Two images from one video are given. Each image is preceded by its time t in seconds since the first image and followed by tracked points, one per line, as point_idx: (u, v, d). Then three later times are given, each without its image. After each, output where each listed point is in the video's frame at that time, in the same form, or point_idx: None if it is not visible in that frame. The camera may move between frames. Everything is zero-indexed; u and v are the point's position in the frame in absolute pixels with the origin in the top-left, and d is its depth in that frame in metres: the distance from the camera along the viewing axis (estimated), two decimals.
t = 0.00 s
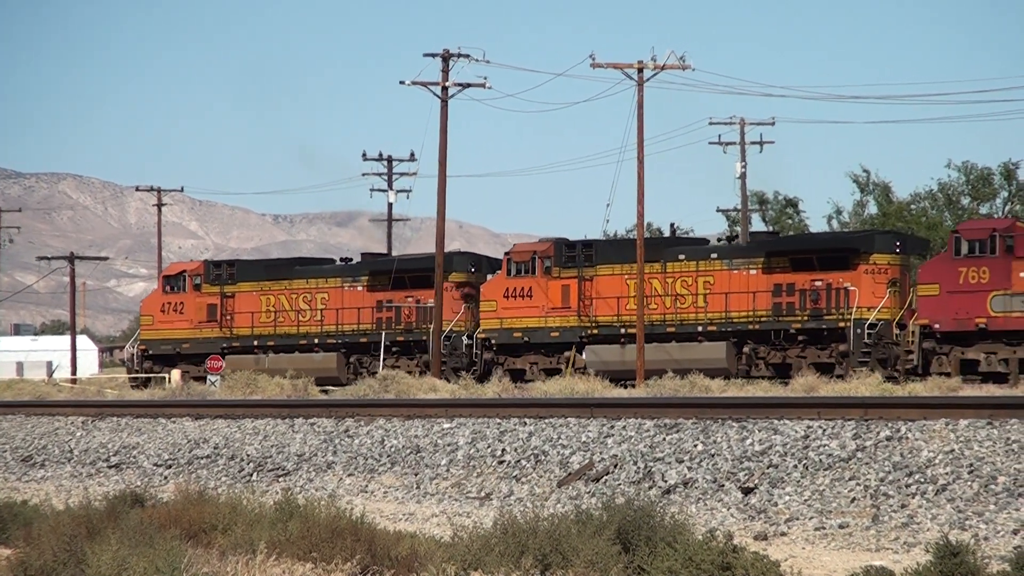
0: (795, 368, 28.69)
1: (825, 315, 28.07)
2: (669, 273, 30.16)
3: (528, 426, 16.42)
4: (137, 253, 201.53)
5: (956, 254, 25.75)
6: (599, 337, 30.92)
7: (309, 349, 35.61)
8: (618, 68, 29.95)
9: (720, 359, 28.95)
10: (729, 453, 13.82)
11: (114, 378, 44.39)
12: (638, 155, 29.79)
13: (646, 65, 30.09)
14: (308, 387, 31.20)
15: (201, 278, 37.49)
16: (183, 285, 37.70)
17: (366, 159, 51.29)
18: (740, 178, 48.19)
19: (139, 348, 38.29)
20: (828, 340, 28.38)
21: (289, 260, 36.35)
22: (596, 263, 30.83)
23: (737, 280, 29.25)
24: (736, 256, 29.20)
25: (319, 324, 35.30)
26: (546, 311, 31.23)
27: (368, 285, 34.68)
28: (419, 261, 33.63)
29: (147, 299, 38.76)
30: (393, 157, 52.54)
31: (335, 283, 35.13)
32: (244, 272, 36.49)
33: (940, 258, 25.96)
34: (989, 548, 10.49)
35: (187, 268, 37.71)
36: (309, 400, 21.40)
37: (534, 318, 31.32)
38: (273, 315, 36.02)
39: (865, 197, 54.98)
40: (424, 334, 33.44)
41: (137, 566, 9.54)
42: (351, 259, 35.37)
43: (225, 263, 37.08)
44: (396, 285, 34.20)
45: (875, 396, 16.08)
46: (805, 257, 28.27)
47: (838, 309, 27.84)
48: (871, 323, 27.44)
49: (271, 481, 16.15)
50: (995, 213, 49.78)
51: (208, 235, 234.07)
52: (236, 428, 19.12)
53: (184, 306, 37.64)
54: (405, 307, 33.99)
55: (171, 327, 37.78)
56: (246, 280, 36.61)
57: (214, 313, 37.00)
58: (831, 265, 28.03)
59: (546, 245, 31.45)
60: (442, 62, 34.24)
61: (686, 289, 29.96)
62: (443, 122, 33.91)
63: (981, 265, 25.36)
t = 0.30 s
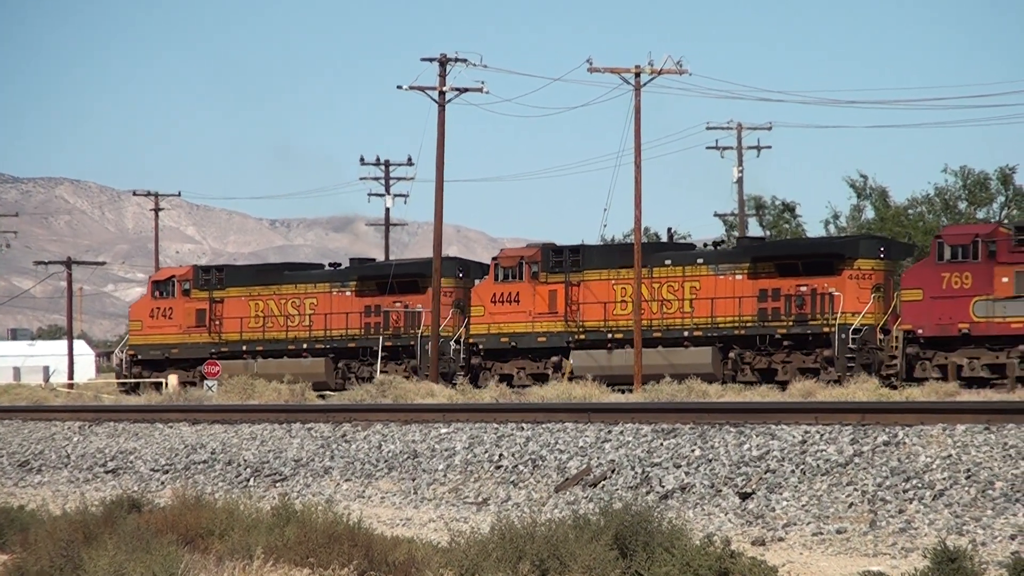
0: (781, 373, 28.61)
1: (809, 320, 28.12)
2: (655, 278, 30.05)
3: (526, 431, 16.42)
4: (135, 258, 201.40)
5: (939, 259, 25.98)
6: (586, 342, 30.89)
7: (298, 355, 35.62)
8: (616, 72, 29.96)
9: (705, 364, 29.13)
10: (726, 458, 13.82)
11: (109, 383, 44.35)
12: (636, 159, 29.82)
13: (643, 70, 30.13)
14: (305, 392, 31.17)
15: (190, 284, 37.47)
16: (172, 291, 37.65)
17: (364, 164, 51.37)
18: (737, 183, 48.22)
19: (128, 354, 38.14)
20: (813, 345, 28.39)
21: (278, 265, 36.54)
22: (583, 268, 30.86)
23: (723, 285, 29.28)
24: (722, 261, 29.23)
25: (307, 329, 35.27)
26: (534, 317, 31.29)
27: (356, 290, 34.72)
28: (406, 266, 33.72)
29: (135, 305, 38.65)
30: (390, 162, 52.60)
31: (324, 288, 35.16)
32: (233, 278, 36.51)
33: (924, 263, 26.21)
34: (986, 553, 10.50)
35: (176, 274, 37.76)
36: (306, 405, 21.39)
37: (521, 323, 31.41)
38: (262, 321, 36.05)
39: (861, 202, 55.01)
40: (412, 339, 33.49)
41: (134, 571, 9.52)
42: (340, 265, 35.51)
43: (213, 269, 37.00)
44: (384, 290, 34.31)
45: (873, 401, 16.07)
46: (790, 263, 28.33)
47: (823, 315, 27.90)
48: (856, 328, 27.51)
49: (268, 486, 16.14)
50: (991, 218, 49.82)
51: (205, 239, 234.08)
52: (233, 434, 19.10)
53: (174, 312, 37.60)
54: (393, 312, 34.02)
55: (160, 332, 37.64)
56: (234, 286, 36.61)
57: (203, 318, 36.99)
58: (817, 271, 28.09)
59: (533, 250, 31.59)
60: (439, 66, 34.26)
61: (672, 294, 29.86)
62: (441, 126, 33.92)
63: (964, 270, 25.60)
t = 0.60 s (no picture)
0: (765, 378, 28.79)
1: (794, 325, 28.31)
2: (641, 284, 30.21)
3: (522, 436, 16.41)
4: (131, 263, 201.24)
5: (922, 265, 26.05)
6: (573, 348, 31.00)
7: (286, 360, 35.76)
8: (612, 77, 30.02)
9: (691, 370, 29.22)
10: (723, 463, 13.83)
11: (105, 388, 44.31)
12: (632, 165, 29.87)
13: (640, 75, 30.17)
14: (303, 397, 31.14)
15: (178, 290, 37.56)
16: (160, 296, 37.74)
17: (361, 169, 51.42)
18: (734, 188, 48.29)
19: (117, 359, 38.26)
20: (798, 351, 28.51)
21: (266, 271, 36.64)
22: (569, 274, 30.98)
23: (708, 290, 29.41)
24: (707, 267, 29.38)
25: (296, 335, 35.43)
26: (520, 322, 31.49)
27: (344, 295, 34.80)
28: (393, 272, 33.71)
29: (124, 310, 38.73)
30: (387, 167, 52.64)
31: (312, 293, 35.26)
32: (221, 283, 36.69)
33: (907, 269, 26.31)
34: (983, 558, 10.51)
35: (164, 279, 37.76)
36: (302, 410, 21.38)
37: (508, 328, 31.62)
38: (251, 326, 36.20)
39: (858, 207, 55.05)
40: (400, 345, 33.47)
41: None
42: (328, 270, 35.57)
43: (202, 274, 37.18)
44: (372, 296, 34.29)
45: (871, 406, 16.08)
46: (775, 269, 28.50)
47: (807, 320, 28.10)
48: (840, 334, 27.75)
49: (265, 491, 16.14)
50: (989, 223, 49.87)
51: (202, 245, 234.02)
52: (230, 439, 19.09)
53: (162, 317, 37.68)
54: (381, 318, 34.05)
55: (149, 337, 37.76)
56: (222, 291, 36.77)
57: (192, 323, 37.09)
58: (801, 276, 28.29)
59: (520, 256, 31.70)
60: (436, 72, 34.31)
61: (658, 300, 30.11)
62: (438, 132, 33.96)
63: (946, 276, 25.60)
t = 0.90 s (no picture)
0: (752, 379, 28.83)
1: (781, 326, 28.30)
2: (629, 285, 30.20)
3: (521, 437, 16.41)
4: (130, 263, 201.21)
5: (907, 266, 26.09)
6: (561, 349, 30.99)
7: (277, 361, 35.81)
8: (611, 78, 30.02)
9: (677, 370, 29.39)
10: (721, 464, 13.83)
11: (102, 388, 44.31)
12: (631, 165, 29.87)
13: (639, 75, 30.18)
14: (301, 397, 31.17)
15: (169, 291, 37.59)
16: (152, 297, 37.76)
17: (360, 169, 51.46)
18: (733, 188, 48.32)
19: (108, 360, 38.31)
20: (784, 352, 28.56)
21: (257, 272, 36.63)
22: (557, 275, 30.90)
23: (696, 292, 29.46)
24: (695, 268, 29.44)
25: (285, 335, 35.42)
26: (509, 323, 31.49)
27: (334, 296, 34.82)
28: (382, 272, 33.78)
29: (115, 311, 38.76)
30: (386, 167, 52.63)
31: (302, 294, 35.27)
32: (212, 283, 36.70)
33: (893, 270, 26.32)
34: (982, 559, 10.53)
35: (155, 280, 37.94)
36: (300, 410, 21.37)
37: (497, 329, 31.63)
38: (241, 327, 36.20)
39: (857, 208, 55.06)
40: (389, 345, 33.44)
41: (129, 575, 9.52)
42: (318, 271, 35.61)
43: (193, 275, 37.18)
44: (362, 296, 34.28)
45: (870, 406, 16.08)
46: (762, 270, 28.50)
47: (794, 321, 28.10)
48: (826, 334, 27.70)
49: (264, 491, 16.14)
50: (987, 224, 49.88)
51: (201, 245, 233.98)
52: (229, 439, 19.08)
53: (153, 318, 37.72)
54: (372, 318, 34.11)
55: (140, 338, 37.85)
56: (213, 292, 36.79)
57: (183, 324, 37.11)
58: (788, 278, 28.28)
59: (509, 257, 31.69)
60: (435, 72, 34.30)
61: (646, 301, 30.10)
62: (436, 132, 33.96)
63: (932, 277, 25.67)
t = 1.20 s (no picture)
0: (742, 379, 28.82)
1: (771, 327, 28.29)
2: (621, 286, 30.12)
3: (523, 437, 16.42)
4: (132, 263, 201.26)
5: (896, 266, 26.18)
6: (553, 349, 31.08)
7: (270, 361, 35.86)
8: (613, 78, 30.02)
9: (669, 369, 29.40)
10: (723, 464, 13.82)
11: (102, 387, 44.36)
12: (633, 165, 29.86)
13: (641, 75, 30.17)
14: (304, 397, 31.21)
15: (164, 291, 37.67)
16: (146, 297, 37.90)
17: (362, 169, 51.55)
18: (735, 188, 48.31)
19: (102, 360, 38.42)
20: (774, 352, 28.57)
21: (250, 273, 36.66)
22: (548, 276, 30.99)
23: (687, 292, 29.45)
24: (685, 269, 29.43)
25: (278, 336, 35.44)
26: (501, 323, 31.51)
27: (327, 297, 34.78)
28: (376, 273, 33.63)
29: (109, 311, 38.90)
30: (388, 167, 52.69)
31: (296, 295, 35.27)
32: (205, 284, 36.76)
33: (882, 270, 26.41)
34: (984, 558, 10.53)
35: (149, 281, 37.97)
36: (301, 410, 21.37)
37: (489, 329, 31.72)
38: (234, 327, 36.24)
39: (859, 208, 55.00)
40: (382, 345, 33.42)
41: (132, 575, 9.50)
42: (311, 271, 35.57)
43: (187, 275, 37.30)
44: (354, 297, 34.21)
45: (872, 407, 16.06)
46: (752, 270, 28.49)
47: (784, 322, 28.08)
48: (815, 335, 27.79)
49: (266, 492, 16.14)
50: (990, 224, 49.83)
51: (203, 245, 234.11)
52: (231, 439, 19.10)
53: (146, 318, 37.84)
54: (364, 319, 34.00)
55: (133, 338, 37.97)
56: (207, 292, 36.85)
57: (176, 324, 37.18)
58: (778, 278, 28.27)
59: (500, 258, 31.69)
60: (438, 72, 34.31)
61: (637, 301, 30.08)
62: (439, 132, 33.96)
63: (920, 277, 25.76)
